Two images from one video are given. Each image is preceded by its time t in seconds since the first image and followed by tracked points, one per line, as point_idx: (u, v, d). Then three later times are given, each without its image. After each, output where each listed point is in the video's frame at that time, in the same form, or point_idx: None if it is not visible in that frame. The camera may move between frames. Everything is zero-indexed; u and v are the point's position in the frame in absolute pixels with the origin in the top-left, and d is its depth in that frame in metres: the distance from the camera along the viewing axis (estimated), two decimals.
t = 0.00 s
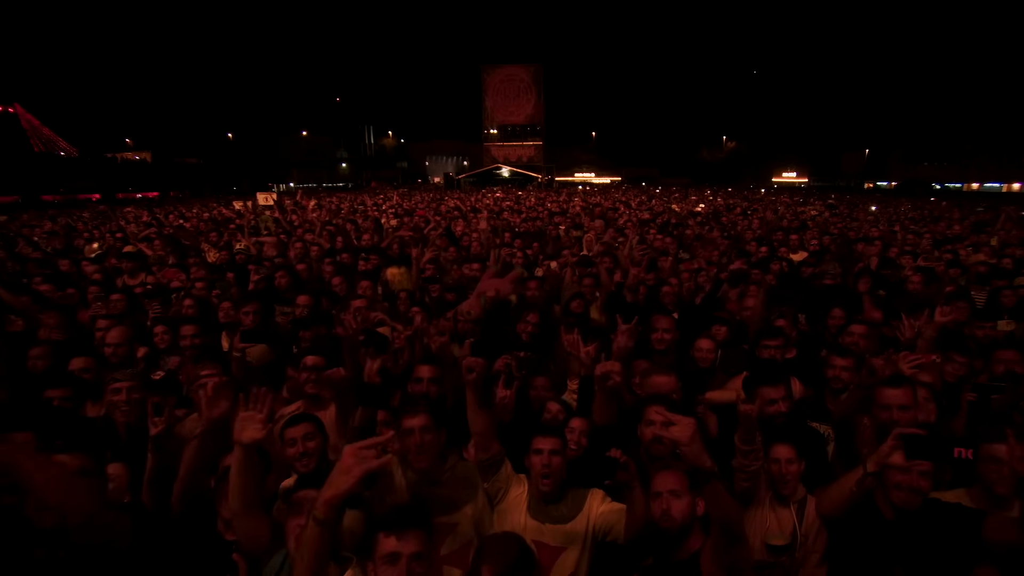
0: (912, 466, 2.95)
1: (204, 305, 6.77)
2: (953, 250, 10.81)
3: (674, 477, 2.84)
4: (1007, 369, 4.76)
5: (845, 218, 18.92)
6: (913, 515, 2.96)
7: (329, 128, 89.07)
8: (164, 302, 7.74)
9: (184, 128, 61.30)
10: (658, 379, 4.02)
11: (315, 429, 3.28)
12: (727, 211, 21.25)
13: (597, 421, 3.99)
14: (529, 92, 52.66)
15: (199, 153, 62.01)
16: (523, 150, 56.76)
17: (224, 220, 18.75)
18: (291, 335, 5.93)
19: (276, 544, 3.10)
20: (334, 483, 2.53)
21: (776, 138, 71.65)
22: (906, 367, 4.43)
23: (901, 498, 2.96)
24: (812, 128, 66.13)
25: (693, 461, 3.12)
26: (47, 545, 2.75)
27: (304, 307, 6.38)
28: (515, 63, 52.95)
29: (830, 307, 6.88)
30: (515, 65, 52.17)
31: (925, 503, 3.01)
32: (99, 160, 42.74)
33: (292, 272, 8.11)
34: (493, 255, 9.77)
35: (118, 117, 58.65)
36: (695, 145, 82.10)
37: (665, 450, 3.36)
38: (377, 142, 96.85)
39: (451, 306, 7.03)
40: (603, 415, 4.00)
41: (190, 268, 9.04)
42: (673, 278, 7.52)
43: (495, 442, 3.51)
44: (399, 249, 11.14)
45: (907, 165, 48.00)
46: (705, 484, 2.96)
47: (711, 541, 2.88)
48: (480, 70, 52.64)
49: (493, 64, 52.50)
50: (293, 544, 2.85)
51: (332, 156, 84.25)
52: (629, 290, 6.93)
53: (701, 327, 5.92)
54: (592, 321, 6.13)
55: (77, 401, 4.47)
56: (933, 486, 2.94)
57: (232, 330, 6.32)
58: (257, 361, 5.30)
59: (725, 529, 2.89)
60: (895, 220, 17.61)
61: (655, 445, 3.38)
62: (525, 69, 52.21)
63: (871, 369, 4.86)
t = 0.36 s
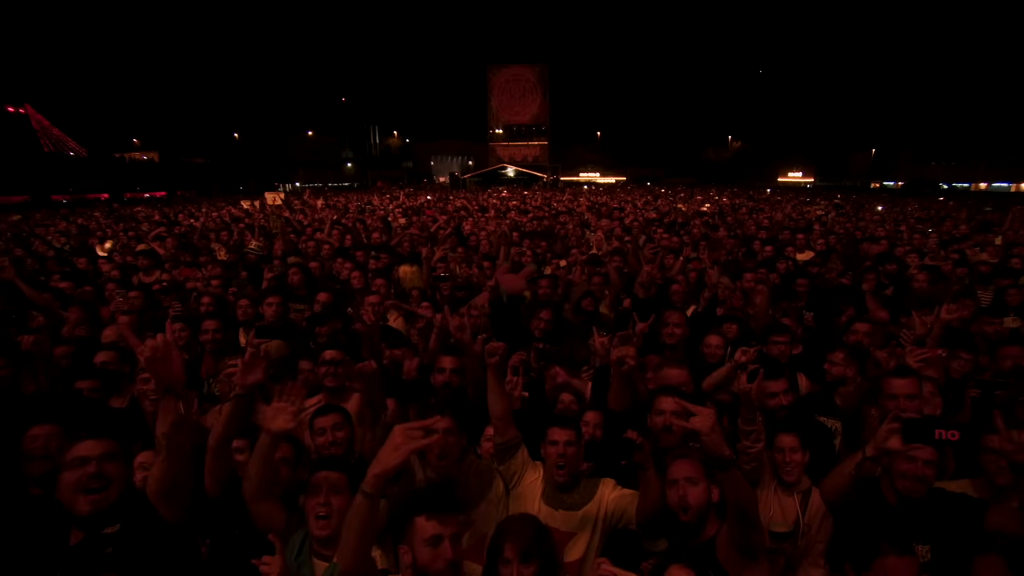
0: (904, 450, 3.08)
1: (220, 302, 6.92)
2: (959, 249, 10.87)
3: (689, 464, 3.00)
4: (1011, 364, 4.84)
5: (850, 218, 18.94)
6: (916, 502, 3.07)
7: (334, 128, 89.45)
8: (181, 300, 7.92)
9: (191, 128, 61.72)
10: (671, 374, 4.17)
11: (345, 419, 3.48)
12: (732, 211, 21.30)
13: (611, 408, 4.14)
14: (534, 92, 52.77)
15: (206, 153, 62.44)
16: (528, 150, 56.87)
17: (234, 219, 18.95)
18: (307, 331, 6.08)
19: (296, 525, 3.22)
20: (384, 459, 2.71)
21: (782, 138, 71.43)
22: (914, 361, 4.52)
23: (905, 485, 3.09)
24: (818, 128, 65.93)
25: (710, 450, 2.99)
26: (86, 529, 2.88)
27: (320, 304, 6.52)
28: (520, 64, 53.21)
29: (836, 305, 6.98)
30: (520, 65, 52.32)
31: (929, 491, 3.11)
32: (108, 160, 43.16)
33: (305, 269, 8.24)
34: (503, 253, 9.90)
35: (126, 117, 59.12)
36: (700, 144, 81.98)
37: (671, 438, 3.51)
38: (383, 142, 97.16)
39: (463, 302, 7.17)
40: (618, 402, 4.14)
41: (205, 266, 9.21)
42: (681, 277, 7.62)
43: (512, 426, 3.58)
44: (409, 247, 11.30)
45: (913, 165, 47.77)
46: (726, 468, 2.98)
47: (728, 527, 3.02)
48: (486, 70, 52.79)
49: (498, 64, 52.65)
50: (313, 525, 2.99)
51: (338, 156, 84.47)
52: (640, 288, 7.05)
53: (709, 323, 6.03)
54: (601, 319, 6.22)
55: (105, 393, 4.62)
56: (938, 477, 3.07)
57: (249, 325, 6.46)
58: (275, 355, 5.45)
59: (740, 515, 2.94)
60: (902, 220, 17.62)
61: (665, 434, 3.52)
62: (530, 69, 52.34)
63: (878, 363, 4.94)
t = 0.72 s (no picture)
0: (904, 438, 3.24)
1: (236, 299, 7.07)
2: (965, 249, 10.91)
3: (706, 454, 3.05)
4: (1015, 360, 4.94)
5: (856, 217, 18.94)
6: (919, 489, 3.20)
7: (340, 128, 89.72)
8: (196, 297, 8.06)
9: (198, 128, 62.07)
10: (683, 368, 4.28)
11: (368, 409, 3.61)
12: (738, 211, 21.30)
13: (623, 396, 4.32)
14: (540, 91, 52.80)
15: (213, 153, 62.76)
16: (533, 150, 56.89)
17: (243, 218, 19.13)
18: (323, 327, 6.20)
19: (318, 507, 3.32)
20: (384, 434, 2.68)
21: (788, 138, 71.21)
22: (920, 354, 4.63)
23: (909, 473, 3.23)
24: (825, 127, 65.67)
25: (727, 440, 3.15)
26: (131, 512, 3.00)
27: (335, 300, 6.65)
28: (526, 64, 53.25)
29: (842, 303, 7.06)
30: (525, 65, 52.34)
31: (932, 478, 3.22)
32: (117, 160, 43.49)
33: (318, 267, 8.38)
34: (511, 252, 10.02)
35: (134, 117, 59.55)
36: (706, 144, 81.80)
37: (680, 428, 3.65)
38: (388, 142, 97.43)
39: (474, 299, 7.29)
40: (629, 390, 4.33)
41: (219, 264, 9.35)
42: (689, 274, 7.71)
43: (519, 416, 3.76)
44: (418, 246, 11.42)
45: (921, 164, 47.53)
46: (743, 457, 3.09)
47: (743, 513, 3.05)
48: (492, 70, 52.87)
49: (504, 64, 52.68)
50: (334, 506, 3.08)
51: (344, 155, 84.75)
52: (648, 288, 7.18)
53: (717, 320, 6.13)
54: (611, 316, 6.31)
55: (130, 385, 4.76)
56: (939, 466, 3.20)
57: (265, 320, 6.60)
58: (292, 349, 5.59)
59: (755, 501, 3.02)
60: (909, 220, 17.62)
61: (674, 426, 3.66)
62: (535, 69, 52.40)
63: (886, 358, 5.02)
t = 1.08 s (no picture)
0: (904, 427, 3.27)
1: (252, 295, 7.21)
2: (972, 248, 10.95)
3: (721, 443, 3.17)
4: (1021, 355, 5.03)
5: (862, 217, 18.97)
6: (921, 477, 3.25)
7: (346, 128, 90.10)
8: (211, 294, 8.20)
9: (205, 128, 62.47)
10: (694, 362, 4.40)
11: (388, 399, 3.73)
12: (743, 211, 21.35)
13: (637, 384, 4.56)
14: (545, 91, 52.88)
15: (220, 153, 63.16)
16: (539, 150, 57.03)
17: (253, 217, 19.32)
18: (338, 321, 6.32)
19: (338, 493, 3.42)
20: (410, 417, 2.87)
21: (794, 137, 71.06)
22: (926, 347, 4.72)
23: (912, 460, 3.28)
24: (831, 127, 65.45)
25: (749, 430, 3.11)
26: (176, 496, 3.16)
27: (349, 295, 6.76)
28: (531, 64, 53.39)
29: (849, 300, 7.13)
30: (531, 65, 52.46)
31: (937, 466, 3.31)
32: (125, 161, 43.88)
33: (331, 264, 8.49)
34: (522, 250, 10.14)
35: (141, 117, 59.96)
36: (711, 144, 81.70)
37: (690, 418, 3.77)
38: (393, 142, 97.71)
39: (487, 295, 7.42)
40: (641, 378, 4.58)
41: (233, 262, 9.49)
42: (698, 272, 7.80)
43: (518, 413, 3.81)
44: (428, 244, 11.55)
45: (928, 164, 47.32)
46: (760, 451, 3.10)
47: (759, 499, 3.12)
48: (497, 70, 52.98)
49: (509, 64, 52.78)
50: (352, 494, 3.17)
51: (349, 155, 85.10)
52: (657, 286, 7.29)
53: (726, 318, 6.21)
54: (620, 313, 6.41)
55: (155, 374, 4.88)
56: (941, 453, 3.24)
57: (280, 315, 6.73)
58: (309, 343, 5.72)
59: (773, 488, 3.06)
60: (914, 219, 17.65)
61: (683, 417, 3.78)
62: (541, 68, 52.47)
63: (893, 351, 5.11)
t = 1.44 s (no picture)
0: (907, 413, 3.43)
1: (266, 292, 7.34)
2: (979, 247, 10.97)
3: (742, 436, 3.26)
4: None
5: (870, 216, 18.90)
6: (927, 464, 3.36)
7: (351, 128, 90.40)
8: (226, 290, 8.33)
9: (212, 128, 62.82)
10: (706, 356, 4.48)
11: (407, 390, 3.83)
12: (750, 210, 21.35)
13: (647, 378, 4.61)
14: (550, 91, 52.90)
15: (226, 153, 63.50)
16: (544, 150, 57.05)
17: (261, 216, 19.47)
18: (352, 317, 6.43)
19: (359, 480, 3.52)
20: (443, 411, 3.01)
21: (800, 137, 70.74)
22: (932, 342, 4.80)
23: (917, 448, 3.38)
24: (837, 126, 65.18)
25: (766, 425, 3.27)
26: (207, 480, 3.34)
27: (362, 291, 6.87)
28: (536, 64, 53.41)
29: (856, 296, 7.18)
30: (536, 65, 52.51)
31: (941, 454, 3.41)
32: (133, 161, 44.21)
33: (342, 262, 8.60)
34: (530, 249, 10.23)
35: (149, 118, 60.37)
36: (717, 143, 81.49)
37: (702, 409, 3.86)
38: (398, 142, 97.94)
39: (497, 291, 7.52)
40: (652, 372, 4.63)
41: (246, 260, 9.62)
42: (706, 270, 7.88)
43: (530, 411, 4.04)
44: (436, 242, 11.66)
45: (935, 163, 47.06)
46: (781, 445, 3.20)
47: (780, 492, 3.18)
48: (502, 70, 53.08)
49: (514, 64, 52.86)
50: (370, 481, 3.16)
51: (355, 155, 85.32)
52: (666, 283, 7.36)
53: (735, 314, 6.28)
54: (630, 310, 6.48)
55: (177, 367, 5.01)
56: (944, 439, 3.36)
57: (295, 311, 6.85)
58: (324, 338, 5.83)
59: (793, 479, 3.12)
60: (921, 218, 17.62)
61: (694, 408, 3.87)
62: (546, 68, 52.48)
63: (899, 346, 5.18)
